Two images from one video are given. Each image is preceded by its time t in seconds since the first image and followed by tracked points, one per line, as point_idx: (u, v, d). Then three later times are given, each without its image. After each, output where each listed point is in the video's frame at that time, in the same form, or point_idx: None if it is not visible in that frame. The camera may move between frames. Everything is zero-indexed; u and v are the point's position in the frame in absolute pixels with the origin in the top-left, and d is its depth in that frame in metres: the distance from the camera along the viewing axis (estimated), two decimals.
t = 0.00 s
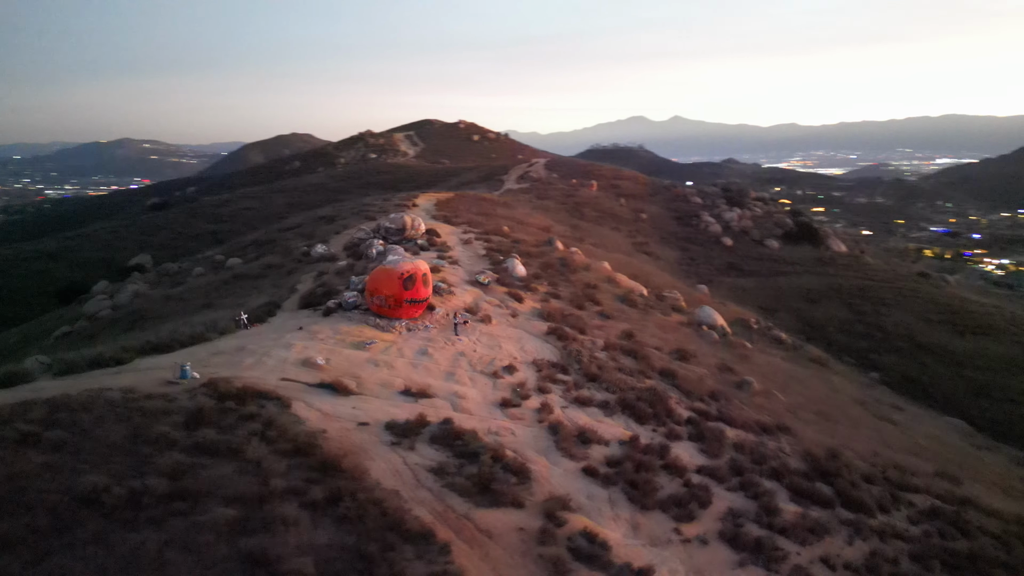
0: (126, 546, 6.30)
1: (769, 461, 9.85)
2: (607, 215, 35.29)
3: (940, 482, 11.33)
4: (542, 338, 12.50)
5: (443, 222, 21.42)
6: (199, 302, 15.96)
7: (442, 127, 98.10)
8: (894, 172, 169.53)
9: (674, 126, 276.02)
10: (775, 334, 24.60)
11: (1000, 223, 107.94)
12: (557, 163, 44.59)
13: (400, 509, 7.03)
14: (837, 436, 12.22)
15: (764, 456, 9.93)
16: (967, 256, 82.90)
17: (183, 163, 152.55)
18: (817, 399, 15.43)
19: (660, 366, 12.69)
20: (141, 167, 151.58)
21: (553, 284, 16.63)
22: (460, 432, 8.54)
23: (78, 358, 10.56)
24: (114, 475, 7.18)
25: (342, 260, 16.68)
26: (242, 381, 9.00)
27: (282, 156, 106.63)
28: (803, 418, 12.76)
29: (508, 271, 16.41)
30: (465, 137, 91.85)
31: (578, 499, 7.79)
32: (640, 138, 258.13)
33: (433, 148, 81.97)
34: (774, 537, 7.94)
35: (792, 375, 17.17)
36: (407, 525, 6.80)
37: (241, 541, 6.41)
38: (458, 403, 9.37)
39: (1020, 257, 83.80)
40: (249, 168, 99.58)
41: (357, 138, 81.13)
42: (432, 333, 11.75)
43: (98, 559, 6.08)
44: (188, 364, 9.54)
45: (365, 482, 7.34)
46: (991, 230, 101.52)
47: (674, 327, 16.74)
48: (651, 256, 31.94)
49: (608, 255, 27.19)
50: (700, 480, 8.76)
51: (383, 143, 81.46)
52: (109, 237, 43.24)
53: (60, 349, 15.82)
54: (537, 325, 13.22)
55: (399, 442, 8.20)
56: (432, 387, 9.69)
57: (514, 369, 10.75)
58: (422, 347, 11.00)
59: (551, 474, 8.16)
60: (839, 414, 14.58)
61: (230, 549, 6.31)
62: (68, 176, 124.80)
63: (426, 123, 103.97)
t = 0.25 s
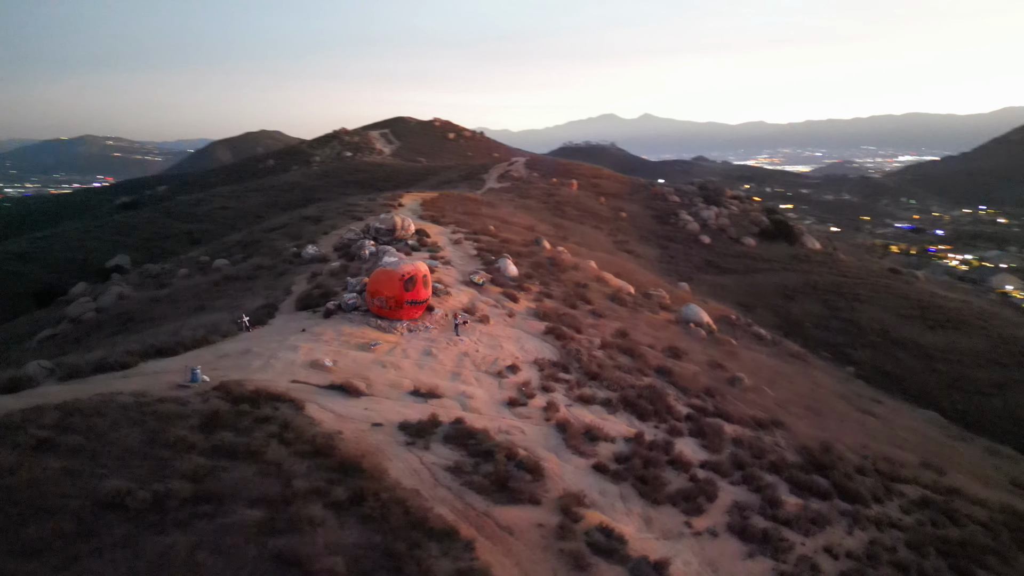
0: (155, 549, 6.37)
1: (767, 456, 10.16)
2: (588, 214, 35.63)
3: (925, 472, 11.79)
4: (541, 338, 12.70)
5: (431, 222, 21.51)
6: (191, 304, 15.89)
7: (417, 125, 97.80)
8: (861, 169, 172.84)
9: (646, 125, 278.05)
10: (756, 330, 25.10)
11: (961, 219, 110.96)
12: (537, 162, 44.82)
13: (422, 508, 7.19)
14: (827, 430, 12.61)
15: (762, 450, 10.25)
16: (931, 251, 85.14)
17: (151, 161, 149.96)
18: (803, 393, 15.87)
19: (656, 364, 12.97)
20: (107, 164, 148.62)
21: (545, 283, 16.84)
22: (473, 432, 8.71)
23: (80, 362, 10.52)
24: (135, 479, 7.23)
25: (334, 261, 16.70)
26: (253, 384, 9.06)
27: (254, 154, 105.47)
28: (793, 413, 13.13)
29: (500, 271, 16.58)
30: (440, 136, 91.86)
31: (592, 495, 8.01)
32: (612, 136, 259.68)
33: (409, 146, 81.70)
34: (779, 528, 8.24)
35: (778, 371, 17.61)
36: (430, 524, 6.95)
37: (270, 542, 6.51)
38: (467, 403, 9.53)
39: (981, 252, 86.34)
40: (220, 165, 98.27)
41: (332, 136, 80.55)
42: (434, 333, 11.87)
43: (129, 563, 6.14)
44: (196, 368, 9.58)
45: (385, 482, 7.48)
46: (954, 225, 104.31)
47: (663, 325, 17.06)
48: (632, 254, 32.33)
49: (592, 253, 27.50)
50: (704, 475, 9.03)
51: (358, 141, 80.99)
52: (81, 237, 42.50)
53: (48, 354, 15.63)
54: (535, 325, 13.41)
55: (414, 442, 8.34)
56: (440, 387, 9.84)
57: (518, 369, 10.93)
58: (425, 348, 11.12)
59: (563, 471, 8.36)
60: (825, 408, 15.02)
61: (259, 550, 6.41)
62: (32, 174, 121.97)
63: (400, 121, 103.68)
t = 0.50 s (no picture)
0: (184, 551, 6.47)
1: (764, 449, 10.50)
2: (569, 211, 35.90)
3: (910, 463, 12.27)
4: (539, 336, 12.91)
5: (419, 220, 21.59)
6: (183, 306, 15.82)
7: (392, 120, 97.26)
8: (829, 164, 175.72)
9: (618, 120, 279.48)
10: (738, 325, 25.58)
11: (926, 213, 113.62)
12: (516, 158, 44.97)
13: (443, 506, 7.38)
14: (816, 423, 13.02)
15: (759, 444, 10.60)
16: (898, 245, 87.12)
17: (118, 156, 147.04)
18: (789, 387, 16.30)
19: (650, 361, 13.26)
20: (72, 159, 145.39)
21: (537, 282, 17.05)
22: (484, 431, 8.90)
23: (82, 366, 10.50)
24: (157, 483, 7.30)
25: (326, 261, 16.72)
26: (265, 387, 9.15)
27: (226, 149, 104.04)
28: (783, 407, 13.52)
29: (492, 270, 16.75)
30: (416, 131, 91.57)
31: (604, 490, 8.26)
32: (585, 131, 260.53)
33: (384, 143, 81.30)
34: (782, 519, 8.57)
35: (763, 365, 18.04)
36: (453, 522, 7.14)
37: (298, 542, 6.64)
38: (475, 402, 9.71)
39: (946, 245, 88.59)
40: (190, 160, 96.69)
41: (306, 132, 79.83)
42: (436, 333, 12.03)
43: (160, 565, 6.24)
44: (204, 371, 9.64)
45: (405, 482, 7.64)
46: (919, 219, 106.76)
47: (652, 322, 17.38)
48: (614, 250, 32.66)
49: (576, 250, 27.77)
50: (707, 469, 9.33)
51: (332, 137, 80.34)
52: (53, 236, 41.70)
53: (37, 357, 15.46)
54: (532, 324, 13.62)
55: (428, 442, 8.52)
56: (447, 387, 10.01)
57: (521, 368, 11.13)
58: (429, 348, 11.27)
59: (574, 468, 8.60)
60: (811, 402, 15.47)
61: (288, 550, 6.55)
62: None
63: (375, 115, 103.06)
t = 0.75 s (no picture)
0: (214, 553, 6.58)
1: (760, 443, 10.85)
2: (552, 207, 36.09)
3: (896, 453, 12.75)
4: (537, 335, 13.12)
5: (407, 218, 21.64)
6: (175, 306, 15.74)
7: (366, 114, 96.73)
8: (798, 159, 178.53)
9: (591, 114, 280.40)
10: (721, 320, 26.03)
11: (894, 206, 115.94)
12: (496, 154, 45.04)
13: (462, 504, 7.57)
14: (805, 416, 13.43)
15: (755, 438, 10.95)
16: (868, 237, 88.93)
17: (83, 149, 143.80)
18: (776, 381, 16.73)
19: (645, 357, 13.56)
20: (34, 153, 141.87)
21: (528, 279, 17.26)
22: (495, 430, 9.08)
23: (86, 369, 10.48)
24: (179, 486, 7.40)
25: (319, 260, 16.75)
26: (276, 388, 9.25)
27: (197, 143, 102.42)
28: (773, 400, 13.90)
29: (485, 268, 16.90)
30: (391, 126, 91.11)
31: (614, 485, 8.52)
32: (559, 125, 261.17)
33: (359, 138, 80.75)
34: (783, 510, 8.91)
35: (749, 359, 18.44)
36: (473, 519, 7.35)
37: (325, 542, 6.79)
38: (483, 401, 9.90)
39: (913, 237, 90.71)
40: (161, 155, 95.04)
41: (280, 126, 79.03)
42: (437, 332, 12.17)
43: (192, 567, 6.36)
44: (214, 374, 9.70)
45: (424, 480, 7.82)
46: (887, 212, 109.00)
47: (641, 318, 17.69)
48: (596, 246, 32.96)
49: (561, 246, 28.00)
50: (709, 462, 9.65)
51: (307, 131, 79.58)
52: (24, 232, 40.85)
53: (27, 359, 15.29)
54: (529, 321, 13.83)
55: (442, 441, 8.69)
56: (454, 386, 10.18)
57: (523, 366, 11.33)
58: (433, 348, 11.42)
59: (584, 463, 8.84)
60: (798, 395, 15.90)
61: (316, 549, 6.69)
62: None
63: (350, 109, 102.28)
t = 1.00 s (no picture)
0: (243, 554, 6.71)
1: (756, 436, 11.21)
2: (535, 203, 36.29)
3: (883, 444, 13.22)
4: (535, 332, 13.34)
5: (395, 215, 21.69)
6: (168, 306, 15.67)
7: (341, 108, 95.99)
8: (770, 152, 180.77)
9: (565, 107, 280.81)
10: (704, 315, 26.47)
11: (863, 198, 118.07)
12: (476, 149, 45.09)
13: (480, 501, 7.77)
14: (795, 408, 13.84)
15: (751, 431, 11.30)
16: (838, 230, 90.60)
17: (48, 143, 140.53)
18: (763, 374, 17.16)
19: (640, 353, 13.86)
20: None
21: (520, 277, 17.46)
22: (506, 427, 9.29)
23: (91, 372, 10.47)
24: (202, 488, 7.50)
25: (313, 259, 16.76)
26: (288, 389, 9.35)
27: (167, 137, 100.73)
28: (764, 394, 14.29)
29: (478, 265, 17.06)
30: (366, 121, 90.55)
31: (623, 480, 8.78)
32: (533, 118, 261.25)
33: (335, 133, 80.13)
34: (784, 501, 9.25)
35: (736, 353, 18.85)
36: (492, 515, 7.57)
37: (351, 540, 6.95)
38: (490, 400, 10.09)
39: (881, 229, 92.67)
40: (131, 148, 93.32)
41: (255, 120, 78.15)
42: (439, 332, 12.32)
43: (223, 567, 6.49)
44: (224, 376, 9.77)
45: (441, 479, 8.02)
46: (856, 204, 111.04)
47: (631, 313, 17.99)
48: (579, 241, 33.23)
49: (546, 242, 28.22)
50: (710, 456, 9.96)
51: (282, 125, 78.77)
52: None
53: (17, 362, 15.12)
54: (525, 319, 14.04)
55: (455, 439, 8.88)
56: (461, 385, 10.36)
57: (525, 365, 11.54)
58: (436, 347, 11.59)
59: (593, 459, 9.09)
60: (784, 388, 16.34)
61: (343, 548, 6.86)
62: None
63: (324, 102, 101.40)
